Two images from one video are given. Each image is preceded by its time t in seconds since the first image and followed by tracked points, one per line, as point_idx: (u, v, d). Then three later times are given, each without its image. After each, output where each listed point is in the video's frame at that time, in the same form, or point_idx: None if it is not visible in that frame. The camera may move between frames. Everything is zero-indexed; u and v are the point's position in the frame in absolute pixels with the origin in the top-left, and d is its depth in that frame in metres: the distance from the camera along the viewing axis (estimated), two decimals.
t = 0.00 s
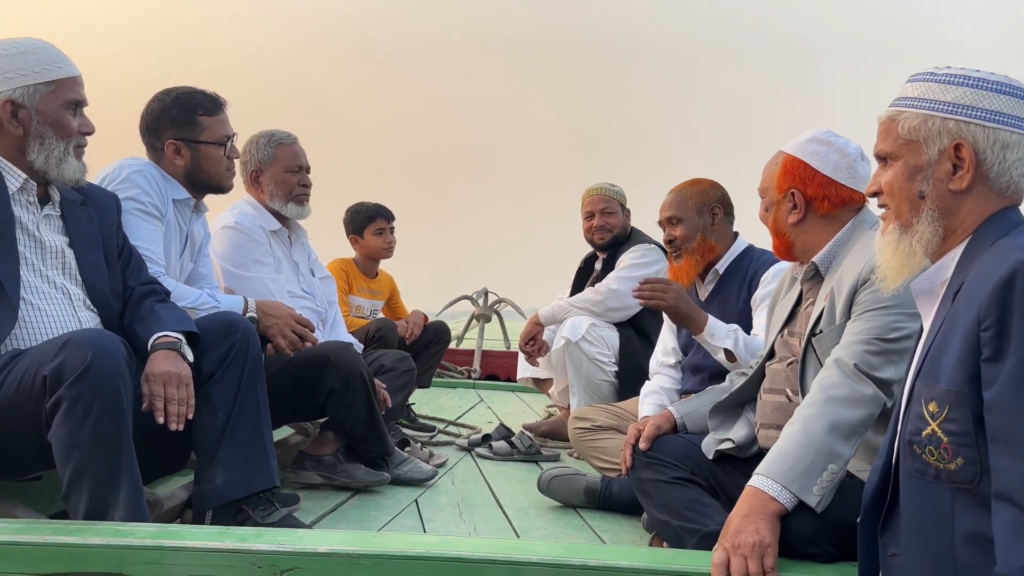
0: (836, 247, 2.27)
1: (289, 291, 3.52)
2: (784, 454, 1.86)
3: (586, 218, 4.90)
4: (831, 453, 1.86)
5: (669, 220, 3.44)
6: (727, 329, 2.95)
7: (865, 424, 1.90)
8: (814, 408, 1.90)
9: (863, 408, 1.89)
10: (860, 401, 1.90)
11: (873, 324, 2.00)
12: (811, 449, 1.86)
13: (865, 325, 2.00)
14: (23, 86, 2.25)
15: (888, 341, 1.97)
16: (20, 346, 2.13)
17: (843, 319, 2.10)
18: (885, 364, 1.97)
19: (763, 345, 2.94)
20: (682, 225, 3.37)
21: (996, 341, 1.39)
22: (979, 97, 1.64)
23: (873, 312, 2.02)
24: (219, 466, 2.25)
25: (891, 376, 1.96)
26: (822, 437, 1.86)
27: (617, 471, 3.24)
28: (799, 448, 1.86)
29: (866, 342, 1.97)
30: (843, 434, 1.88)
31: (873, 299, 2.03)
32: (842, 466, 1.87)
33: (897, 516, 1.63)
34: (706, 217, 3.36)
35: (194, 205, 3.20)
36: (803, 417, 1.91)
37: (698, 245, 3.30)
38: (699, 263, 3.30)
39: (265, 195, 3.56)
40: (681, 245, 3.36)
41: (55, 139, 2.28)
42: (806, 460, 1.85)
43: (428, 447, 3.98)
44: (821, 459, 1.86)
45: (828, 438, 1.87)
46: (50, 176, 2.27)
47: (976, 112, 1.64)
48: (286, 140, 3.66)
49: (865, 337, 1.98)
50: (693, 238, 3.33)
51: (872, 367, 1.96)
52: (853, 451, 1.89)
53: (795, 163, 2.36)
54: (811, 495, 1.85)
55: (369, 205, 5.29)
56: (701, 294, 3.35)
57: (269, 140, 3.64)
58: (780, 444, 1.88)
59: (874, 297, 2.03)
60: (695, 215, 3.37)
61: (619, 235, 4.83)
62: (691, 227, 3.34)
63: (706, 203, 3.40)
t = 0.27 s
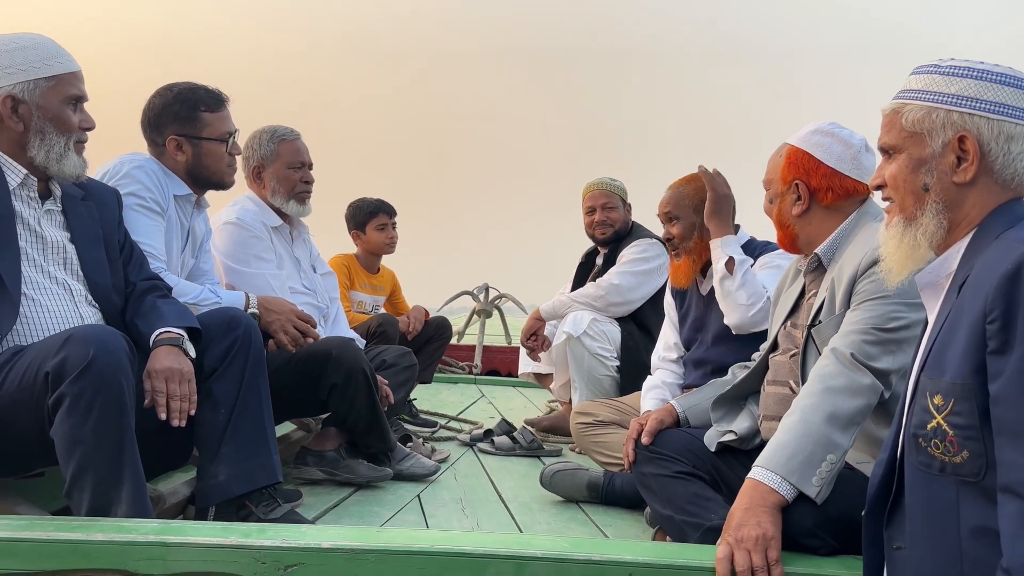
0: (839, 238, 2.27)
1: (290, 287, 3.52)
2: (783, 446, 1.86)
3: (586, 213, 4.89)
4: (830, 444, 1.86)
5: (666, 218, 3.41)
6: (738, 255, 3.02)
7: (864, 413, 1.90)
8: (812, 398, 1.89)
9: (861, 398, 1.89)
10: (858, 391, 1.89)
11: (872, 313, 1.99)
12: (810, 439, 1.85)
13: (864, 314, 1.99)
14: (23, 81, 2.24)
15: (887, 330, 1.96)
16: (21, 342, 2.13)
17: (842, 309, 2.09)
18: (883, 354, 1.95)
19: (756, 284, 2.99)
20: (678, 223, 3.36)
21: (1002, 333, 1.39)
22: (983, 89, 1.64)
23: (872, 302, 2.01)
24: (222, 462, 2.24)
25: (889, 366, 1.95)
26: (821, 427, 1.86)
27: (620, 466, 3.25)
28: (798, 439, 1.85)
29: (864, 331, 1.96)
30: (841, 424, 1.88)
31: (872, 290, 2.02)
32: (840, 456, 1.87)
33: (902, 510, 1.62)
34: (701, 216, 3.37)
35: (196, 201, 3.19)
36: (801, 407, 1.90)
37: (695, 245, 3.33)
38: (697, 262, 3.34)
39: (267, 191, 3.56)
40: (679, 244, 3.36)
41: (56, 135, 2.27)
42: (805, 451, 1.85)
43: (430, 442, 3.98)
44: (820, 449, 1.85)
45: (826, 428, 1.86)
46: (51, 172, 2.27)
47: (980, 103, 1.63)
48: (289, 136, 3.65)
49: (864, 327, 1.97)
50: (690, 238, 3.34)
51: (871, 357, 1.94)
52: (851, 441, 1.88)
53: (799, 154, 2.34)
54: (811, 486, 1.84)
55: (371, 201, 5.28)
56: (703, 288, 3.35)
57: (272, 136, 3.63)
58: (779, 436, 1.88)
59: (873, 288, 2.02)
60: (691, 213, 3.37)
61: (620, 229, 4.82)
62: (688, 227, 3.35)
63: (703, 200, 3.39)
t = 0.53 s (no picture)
0: (839, 235, 2.26)
1: (289, 285, 3.51)
2: (789, 445, 1.85)
3: (586, 210, 4.89)
4: (836, 444, 1.86)
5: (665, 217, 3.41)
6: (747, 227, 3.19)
7: (870, 414, 1.89)
8: (820, 398, 1.89)
9: (868, 399, 1.88)
10: (865, 391, 1.88)
11: (877, 312, 1.99)
12: (816, 439, 1.85)
13: (869, 313, 1.99)
14: (20, 80, 2.23)
15: (892, 329, 1.96)
16: (20, 341, 2.12)
17: (846, 308, 2.09)
18: (889, 353, 1.96)
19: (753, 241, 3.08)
20: (679, 223, 3.38)
21: (1007, 329, 1.38)
22: (974, 84, 1.64)
23: (876, 301, 2.01)
24: (222, 461, 2.24)
25: (895, 365, 1.95)
26: (827, 427, 1.86)
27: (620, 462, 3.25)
28: (804, 438, 1.85)
29: (870, 330, 1.96)
30: (847, 424, 1.87)
31: (876, 288, 2.02)
32: (846, 456, 1.87)
33: (905, 506, 1.62)
34: (702, 215, 3.39)
35: (195, 200, 3.18)
36: (808, 407, 1.90)
37: (697, 246, 3.35)
38: (698, 262, 3.35)
39: (265, 190, 3.55)
40: (680, 244, 3.38)
41: (54, 134, 2.27)
42: (811, 451, 1.84)
43: (430, 440, 3.97)
44: (826, 449, 1.85)
45: (832, 428, 1.86)
46: (49, 171, 2.26)
47: (971, 99, 1.63)
48: (288, 134, 3.63)
49: (869, 326, 1.97)
50: (691, 238, 3.36)
51: (877, 356, 1.94)
52: (857, 441, 1.88)
53: (798, 152, 2.34)
54: (816, 485, 1.84)
55: (369, 198, 5.27)
56: (704, 285, 3.34)
57: (270, 134, 3.62)
58: (785, 434, 1.87)
59: (877, 286, 2.02)
60: (691, 212, 3.38)
61: (619, 226, 4.82)
62: (689, 227, 3.37)
63: (703, 197, 3.40)
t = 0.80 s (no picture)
0: (841, 233, 2.26)
1: (288, 285, 3.50)
2: (794, 445, 1.85)
3: (584, 209, 4.88)
4: (841, 444, 1.85)
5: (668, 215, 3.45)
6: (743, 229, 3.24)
7: (875, 414, 1.89)
8: (825, 398, 1.88)
9: (873, 399, 1.88)
10: (871, 391, 1.88)
11: (881, 312, 1.98)
12: (821, 439, 1.84)
13: (874, 313, 1.98)
14: (16, 81, 2.22)
15: (897, 328, 1.96)
16: (19, 343, 2.11)
17: (849, 307, 2.08)
18: (894, 353, 1.96)
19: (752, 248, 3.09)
20: (682, 220, 3.41)
21: (1014, 327, 1.38)
22: (955, 86, 1.65)
23: (880, 300, 2.00)
24: (223, 462, 2.23)
25: (900, 364, 1.95)
26: (832, 427, 1.85)
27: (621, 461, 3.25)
28: (809, 438, 1.84)
29: (874, 330, 1.96)
30: (852, 424, 1.87)
31: (880, 287, 2.01)
32: (851, 456, 1.86)
33: (908, 504, 1.62)
34: (705, 211, 3.43)
35: (193, 201, 3.17)
36: (813, 407, 1.89)
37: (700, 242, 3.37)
38: (703, 258, 3.34)
39: (263, 190, 3.54)
40: (682, 241, 3.41)
41: (51, 134, 2.25)
42: (816, 451, 1.84)
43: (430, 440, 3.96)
44: (831, 449, 1.85)
45: (837, 428, 1.85)
46: (47, 172, 2.25)
47: (954, 100, 1.65)
48: (284, 133, 3.62)
49: (873, 325, 1.96)
50: (694, 234, 3.39)
51: (882, 356, 1.94)
52: (862, 441, 1.88)
53: (800, 149, 2.33)
54: (820, 485, 1.84)
55: (366, 197, 5.26)
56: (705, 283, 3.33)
57: (267, 134, 3.60)
58: (790, 434, 1.87)
59: (881, 285, 2.01)
60: (694, 209, 3.43)
61: (618, 225, 4.81)
62: (692, 223, 3.40)
63: (704, 193, 3.45)
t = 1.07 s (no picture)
0: (841, 232, 2.26)
1: (286, 285, 3.49)
2: (795, 444, 1.85)
3: (581, 209, 4.88)
4: (842, 443, 1.85)
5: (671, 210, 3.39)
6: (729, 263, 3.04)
7: (876, 413, 1.89)
8: (826, 397, 1.88)
9: (874, 398, 1.88)
10: (872, 391, 1.88)
11: (882, 311, 1.98)
12: (822, 438, 1.84)
13: (875, 311, 1.99)
14: (13, 81, 2.21)
15: (898, 327, 1.96)
16: (17, 345, 2.10)
17: (850, 305, 2.08)
18: (895, 352, 1.95)
19: (753, 293, 2.98)
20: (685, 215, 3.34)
21: (1013, 326, 1.38)
22: (918, 97, 1.65)
23: (880, 299, 2.00)
24: (221, 464, 2.22)
25: (902, 363, 1.95)
26: (833, 427, 1.85)
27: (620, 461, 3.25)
28: (810, 437, 1.84)
29: (875, 329, 1.96)
30: (853, 424, 1.87)
31: (880, 286, 2.01)
32: (852, 456, 1.86)
33: (908, 504, 1.62)
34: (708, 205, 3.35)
35: (190, 201, 3.16)
36: (814, 406, 1.89)
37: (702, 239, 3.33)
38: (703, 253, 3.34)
39: (258, 190, 3.53)
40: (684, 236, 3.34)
41: (48, 135, 2.24)
42: (817, 450, 1.84)
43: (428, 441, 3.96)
44: (832, 448, 1.85)
45: (838, 428, 1.85)
46: (44, 173, 2.24)
47: (919, 112, 1.64)
48: (279, 133, 3.61)
49: (875, 324, 1.97)
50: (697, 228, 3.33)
51: (883, 355, 1.94)
52: (863, 440, 1.87)
53: (799, 148, 2.33)
54: (822, 485, 1.83)
55: (362, 197, 5.26)
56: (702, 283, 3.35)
57: (262, 134, 3.60)
58: (791, 434, 1.87)
59: (881, 284, 2.01)
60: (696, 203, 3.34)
61: (615, 225, 4.81)
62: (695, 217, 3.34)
63: (709, 187, 3.36)
